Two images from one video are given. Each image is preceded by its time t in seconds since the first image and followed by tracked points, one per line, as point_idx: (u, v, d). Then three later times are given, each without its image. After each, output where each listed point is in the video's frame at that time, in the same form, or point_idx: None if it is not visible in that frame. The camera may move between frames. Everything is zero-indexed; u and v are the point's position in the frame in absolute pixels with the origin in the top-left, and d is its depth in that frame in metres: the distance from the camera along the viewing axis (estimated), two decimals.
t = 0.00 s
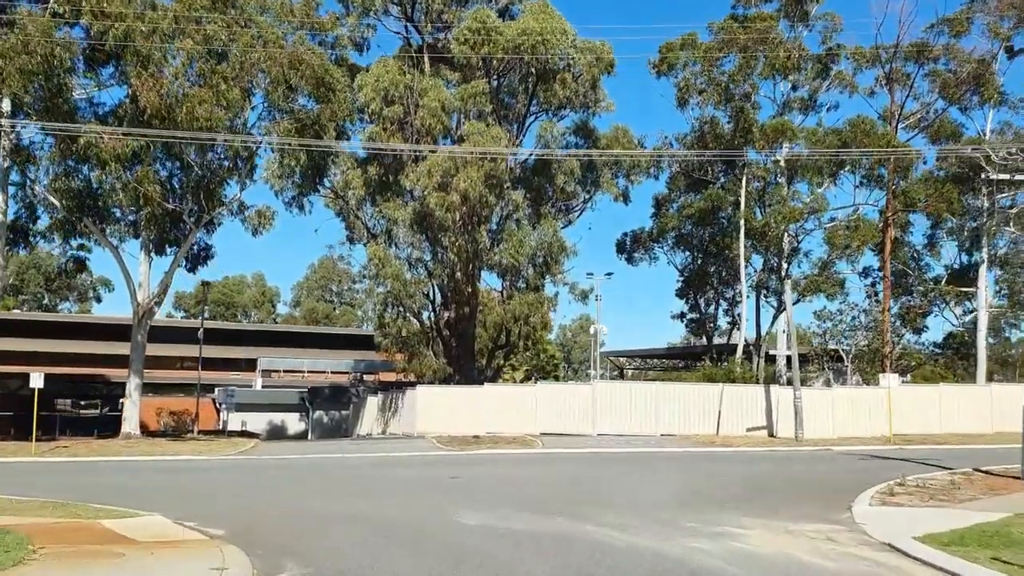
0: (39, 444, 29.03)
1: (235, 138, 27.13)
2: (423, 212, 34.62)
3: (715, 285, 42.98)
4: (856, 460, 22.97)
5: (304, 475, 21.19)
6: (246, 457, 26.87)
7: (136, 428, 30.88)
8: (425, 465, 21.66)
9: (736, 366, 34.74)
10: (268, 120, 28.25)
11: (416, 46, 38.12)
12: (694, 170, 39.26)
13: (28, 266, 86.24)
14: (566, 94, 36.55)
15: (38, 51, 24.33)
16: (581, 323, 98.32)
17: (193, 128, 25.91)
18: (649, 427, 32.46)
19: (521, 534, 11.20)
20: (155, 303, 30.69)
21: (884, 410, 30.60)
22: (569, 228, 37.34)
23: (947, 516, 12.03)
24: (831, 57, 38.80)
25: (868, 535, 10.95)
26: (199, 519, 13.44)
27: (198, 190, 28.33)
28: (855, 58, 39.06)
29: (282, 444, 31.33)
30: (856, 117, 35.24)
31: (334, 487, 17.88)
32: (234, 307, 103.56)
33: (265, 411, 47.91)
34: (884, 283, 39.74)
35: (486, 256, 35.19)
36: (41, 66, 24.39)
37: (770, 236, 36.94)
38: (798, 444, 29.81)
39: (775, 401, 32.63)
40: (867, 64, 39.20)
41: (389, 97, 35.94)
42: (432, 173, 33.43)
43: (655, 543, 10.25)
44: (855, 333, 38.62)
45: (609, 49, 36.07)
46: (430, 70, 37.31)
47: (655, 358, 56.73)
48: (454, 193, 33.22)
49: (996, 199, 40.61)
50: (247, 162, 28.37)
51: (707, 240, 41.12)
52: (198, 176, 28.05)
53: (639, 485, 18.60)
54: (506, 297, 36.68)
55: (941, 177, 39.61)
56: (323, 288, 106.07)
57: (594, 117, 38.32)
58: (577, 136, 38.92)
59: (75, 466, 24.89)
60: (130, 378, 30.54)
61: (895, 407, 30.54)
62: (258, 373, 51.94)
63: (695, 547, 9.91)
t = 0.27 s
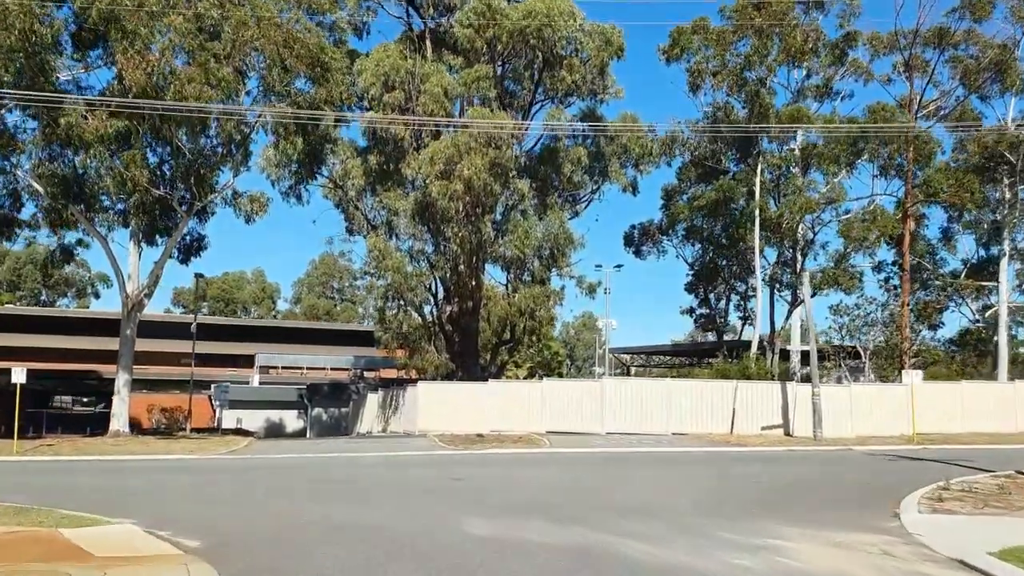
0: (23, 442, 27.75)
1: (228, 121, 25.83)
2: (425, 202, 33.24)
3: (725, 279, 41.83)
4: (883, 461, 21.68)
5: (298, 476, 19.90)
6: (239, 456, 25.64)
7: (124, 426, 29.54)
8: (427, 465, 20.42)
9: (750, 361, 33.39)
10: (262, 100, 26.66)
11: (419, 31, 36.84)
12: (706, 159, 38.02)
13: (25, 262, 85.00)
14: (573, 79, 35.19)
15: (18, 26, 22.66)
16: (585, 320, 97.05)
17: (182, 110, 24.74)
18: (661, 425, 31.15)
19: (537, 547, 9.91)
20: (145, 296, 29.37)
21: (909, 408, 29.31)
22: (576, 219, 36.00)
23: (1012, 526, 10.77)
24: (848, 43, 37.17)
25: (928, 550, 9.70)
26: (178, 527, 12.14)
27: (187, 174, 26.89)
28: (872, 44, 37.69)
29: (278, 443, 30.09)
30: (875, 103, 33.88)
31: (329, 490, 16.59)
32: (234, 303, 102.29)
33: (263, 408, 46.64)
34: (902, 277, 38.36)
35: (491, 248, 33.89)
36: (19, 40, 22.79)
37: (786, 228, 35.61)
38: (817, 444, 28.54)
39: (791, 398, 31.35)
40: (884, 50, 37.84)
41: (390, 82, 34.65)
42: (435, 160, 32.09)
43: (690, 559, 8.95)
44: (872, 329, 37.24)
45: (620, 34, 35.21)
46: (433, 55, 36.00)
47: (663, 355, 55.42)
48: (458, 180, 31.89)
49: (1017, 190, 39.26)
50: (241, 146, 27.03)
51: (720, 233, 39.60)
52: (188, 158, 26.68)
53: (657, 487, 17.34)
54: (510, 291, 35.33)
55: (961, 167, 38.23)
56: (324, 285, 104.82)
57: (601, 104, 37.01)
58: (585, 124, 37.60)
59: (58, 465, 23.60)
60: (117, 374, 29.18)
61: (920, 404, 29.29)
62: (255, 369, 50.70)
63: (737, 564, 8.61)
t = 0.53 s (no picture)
0: (10, 444, 26.58)
1: (223, 107, 24.72)
2: (430, 195, 31.94)
3: (739, 275, 40.60)
4: (916, 464, 20.45)
5: (296, 479, 18.69)
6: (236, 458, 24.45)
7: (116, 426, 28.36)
8: (434, 469, 19.22)
9: (768, 359, 32.08)
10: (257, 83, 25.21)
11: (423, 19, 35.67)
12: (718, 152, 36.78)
13: (26, 262, 84.05)
14: (583, 67, 33.90)
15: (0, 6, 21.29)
16: (591, 321, 95.77)
17: (176, 94, 23.75)
18: (676, 426, 29.85)
19: (560, 567, 8.68)
20: (137, 291, 28.18)
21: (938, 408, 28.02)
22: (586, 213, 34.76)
23: None
24: (867, 31, 35.87)
25: (1011, 569, 8.47)
26: (158, 544, 10.92)
27: (179, 162, 25.73)
28: (892, 32, 36.40)
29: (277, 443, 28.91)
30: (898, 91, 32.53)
31: (328, 499, 15.37)
32: (236, 303, 101.16)
33: (263, 408, 45.42)
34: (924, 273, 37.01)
35: (499, 243, 32.55)
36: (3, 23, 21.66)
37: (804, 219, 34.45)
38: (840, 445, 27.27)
39: (812, 398, 30.07)
40: (905, 39, 36.55)
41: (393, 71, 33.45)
42: (441, 150, 30.91)
43: None
44: (892, 327, 35.82)
45: (633, 21, 34.07)
46: (438, 43, 34.79)
47: (673, 354, 54.18)
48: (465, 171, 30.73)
49: None
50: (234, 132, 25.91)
51: (733, 227, 38.55)
52: (180, 144, 25.44)
53: (681, 493, 16.11)
54: (518, 287, 34.01)
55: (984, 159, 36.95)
56: (328, 285, 103.67)
57: (611, 94, 35.80)
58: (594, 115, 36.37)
59: (44, 469, 22.42)
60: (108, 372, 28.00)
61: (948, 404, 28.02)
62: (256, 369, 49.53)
63: None
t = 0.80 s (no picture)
0: None
1: (213, 93, 23.55)
2: (431, 187, 30.70)
3: (749, 272, 39.43)
4: (947, 472, 19.31)
5: (289, 487, 17.57)
6: (227, 462, 23.28)
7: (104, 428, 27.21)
8: (435, 475, 18.05)
9: (783, 358, 30.81)
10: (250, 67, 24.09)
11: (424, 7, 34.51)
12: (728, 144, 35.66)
13: (21, 262, 82.81)
14: (588, 56, 32.93)
15: None
16: (593, 320, 94.56)
17: (163, 78, 22.42)
18: (687, 429, 28.67)
19: None
20: (125, 287, 27.01)
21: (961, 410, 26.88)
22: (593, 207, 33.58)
23: None
24: (884, 19, 34.65)
25: None
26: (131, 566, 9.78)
27: (168, 152, 24.83)
28: (909, 20, 35.16)
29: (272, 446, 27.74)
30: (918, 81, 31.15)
31: (324, 511, 14.23)
32: (235, 303, 99.96)
33: (259, 410, 44.27)
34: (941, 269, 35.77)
35: (502, 237, 31.37)
36: None
37: (819, 213, 33.16)
38: (860, 448, 26.07)
39: (828, 399, 28.93)
40: (922, 28, 35.33)
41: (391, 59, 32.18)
42: (442, 141, 29.77)
43: None
44: (908, 326, 34.61)
45: (642, 7, 32.87)
46: (439, 31, 33.61)
47: (679, 354, 52.94)
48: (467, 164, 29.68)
49: None
50: (227, 122, 25.21)
51: (741, 222, 37.94)
52: (168, 132, 24.56)
53: (703, 508, 14.92)
54: (522, 285, 32.74)
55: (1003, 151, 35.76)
56: (328, 285, 102.46)
57: (618, 84, 34.63)
58: (600, 107, 35.24)
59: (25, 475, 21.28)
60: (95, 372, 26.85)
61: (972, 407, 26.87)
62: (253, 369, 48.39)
63: None
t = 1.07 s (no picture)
0: None
1: (207, 78, 22.53)
2: (436, 181, 29.61)
3: (762, 270, 38.33)
4: (981, 479, 18.24)
5: (286, 492, 16.55)
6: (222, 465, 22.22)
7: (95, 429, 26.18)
8: (440, 480, 17.01)
9: (801, 358, 29.64)
10: (247, 51, 23.11)
11: None
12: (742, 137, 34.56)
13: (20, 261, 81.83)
14: (599, 45, 31.85)
15: None
16: (599, 321, 93.43)
17: (154, 60, 21.36)
18: (701, 431, 27.57)
19: None
20: (117, 283, 25.97)
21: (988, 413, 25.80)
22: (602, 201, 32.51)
23: None
24: (904, 9, 33.52)
25: None
26: None
27: (161, 136, 23.90)
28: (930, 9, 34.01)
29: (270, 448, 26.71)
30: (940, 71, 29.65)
31: (321, 520, 13.21)
32: (237, 303, 98.96)
33: (260, 412, 43.27)
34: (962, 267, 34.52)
35: (509, 232, 30.31)
36: None
37: (837, 208, 31.96)
38: (883, 452, 24.94)
39: (847, 401, 27.85)
40: (943, 18, 34.20)
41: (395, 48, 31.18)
42: (447, 133, 28.68)
43: None
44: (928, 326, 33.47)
45: None
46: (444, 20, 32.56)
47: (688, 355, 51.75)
48: (473, 156, 28.69)
49: None
50: (223, 112, 24.72)
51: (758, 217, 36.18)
52: (161, 118, 23.77)
53: (728, 519, 13.81)
54: (529, 283, 31.58)
55: None
56: (331, 285, 101.40)
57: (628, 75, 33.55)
58: (610, 99, 34.23)
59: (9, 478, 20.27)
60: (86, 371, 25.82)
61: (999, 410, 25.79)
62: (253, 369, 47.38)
63: None
